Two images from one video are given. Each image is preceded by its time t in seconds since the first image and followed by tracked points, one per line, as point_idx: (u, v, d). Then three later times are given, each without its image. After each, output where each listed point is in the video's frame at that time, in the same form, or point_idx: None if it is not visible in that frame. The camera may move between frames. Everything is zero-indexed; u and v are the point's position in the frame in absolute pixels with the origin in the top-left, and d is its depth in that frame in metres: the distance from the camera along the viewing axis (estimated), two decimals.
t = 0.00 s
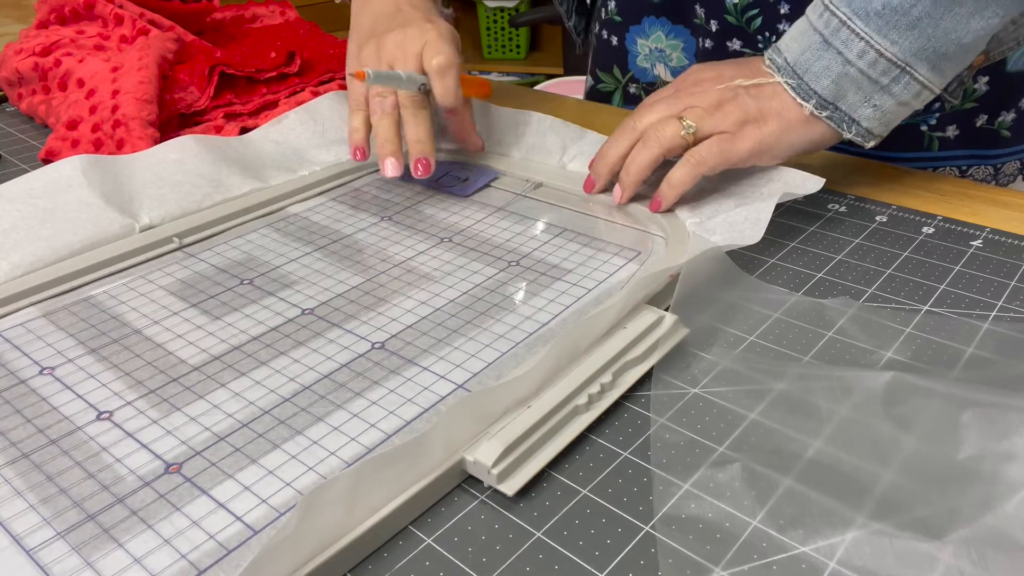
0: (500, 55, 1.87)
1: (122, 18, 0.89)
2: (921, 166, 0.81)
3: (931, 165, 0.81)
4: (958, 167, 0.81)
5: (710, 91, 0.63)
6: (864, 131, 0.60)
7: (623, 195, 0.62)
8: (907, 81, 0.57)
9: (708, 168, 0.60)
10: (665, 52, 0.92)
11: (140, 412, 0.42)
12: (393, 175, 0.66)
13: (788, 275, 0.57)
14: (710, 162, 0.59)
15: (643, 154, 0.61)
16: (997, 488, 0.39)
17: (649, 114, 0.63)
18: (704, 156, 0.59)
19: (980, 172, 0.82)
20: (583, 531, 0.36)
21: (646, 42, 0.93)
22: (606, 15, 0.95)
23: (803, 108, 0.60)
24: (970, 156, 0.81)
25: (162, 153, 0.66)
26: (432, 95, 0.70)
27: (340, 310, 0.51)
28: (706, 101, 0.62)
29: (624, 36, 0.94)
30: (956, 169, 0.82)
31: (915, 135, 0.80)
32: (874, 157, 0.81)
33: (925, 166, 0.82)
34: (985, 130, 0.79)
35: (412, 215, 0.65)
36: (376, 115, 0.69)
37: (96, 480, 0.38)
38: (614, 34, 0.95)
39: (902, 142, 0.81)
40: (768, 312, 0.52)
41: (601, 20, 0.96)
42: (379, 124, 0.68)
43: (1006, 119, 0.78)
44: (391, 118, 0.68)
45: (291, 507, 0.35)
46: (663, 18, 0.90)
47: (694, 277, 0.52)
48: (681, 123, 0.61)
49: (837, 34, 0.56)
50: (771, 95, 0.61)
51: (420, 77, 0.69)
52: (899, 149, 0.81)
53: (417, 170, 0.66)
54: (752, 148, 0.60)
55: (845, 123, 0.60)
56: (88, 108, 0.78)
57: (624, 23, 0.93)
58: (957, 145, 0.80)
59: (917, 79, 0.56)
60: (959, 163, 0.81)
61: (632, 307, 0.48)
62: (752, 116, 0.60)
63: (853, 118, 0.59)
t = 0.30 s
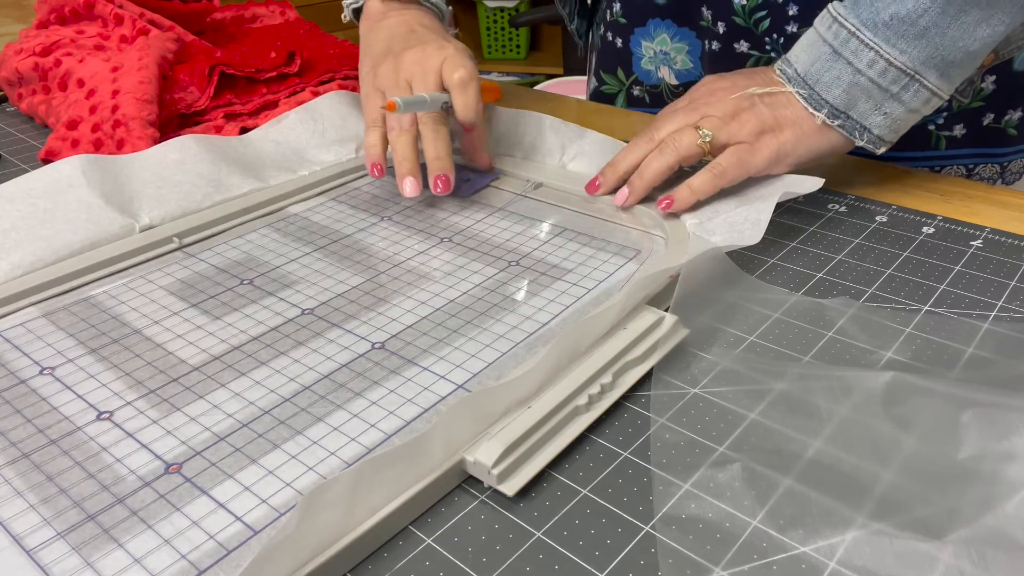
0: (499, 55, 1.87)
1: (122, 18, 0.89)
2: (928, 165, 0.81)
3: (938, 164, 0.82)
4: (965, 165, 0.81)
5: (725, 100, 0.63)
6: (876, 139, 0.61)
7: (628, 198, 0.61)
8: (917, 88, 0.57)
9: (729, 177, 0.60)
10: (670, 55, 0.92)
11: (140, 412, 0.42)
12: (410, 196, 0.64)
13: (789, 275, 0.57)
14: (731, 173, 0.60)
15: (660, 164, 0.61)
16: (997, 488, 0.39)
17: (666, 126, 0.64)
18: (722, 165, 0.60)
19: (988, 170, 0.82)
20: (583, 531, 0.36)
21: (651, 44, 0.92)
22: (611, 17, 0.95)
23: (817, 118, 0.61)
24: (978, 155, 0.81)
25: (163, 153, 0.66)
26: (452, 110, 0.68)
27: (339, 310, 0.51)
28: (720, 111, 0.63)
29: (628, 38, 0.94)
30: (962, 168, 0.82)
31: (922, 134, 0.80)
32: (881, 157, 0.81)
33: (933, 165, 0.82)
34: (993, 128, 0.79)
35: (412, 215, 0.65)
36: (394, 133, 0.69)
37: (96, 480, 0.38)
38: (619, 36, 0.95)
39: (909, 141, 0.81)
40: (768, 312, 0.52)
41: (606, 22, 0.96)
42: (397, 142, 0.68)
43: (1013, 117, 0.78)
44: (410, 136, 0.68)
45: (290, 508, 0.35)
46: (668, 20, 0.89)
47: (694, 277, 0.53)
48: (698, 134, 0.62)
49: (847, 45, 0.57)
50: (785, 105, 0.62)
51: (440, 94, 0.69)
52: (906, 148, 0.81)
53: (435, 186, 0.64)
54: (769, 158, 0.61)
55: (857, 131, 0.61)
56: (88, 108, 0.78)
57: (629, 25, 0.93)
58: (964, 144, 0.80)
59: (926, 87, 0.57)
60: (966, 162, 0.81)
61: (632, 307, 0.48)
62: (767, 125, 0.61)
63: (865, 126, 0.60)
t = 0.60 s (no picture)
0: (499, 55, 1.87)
1: (122, 18, 0.89)
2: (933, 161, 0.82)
3: (943, 159, 0.82)
4: (969, 161, 0.82)
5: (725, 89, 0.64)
6: (874, 129, 0.60)
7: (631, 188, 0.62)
8: (914, 78, 0.57)
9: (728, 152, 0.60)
10: (675, 54, 0.92)
11: (134, 416, 0.42)
12: (454, 206, 0.65)
13: (790, 275, 0.57)
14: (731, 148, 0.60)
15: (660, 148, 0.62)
16: (997, 488, 0.39)
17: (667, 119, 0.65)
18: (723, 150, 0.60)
19: (991, 165, 0.82)
20: (583, 531, 0.36)
21: (655, 44, 0.93)
22: (615, 16, 0.95)
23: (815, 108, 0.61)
24: (981, 151, 0.81)
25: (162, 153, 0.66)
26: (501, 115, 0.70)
27: (337, 312, 0.51)
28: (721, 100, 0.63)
29: (632, 37, 0.94)
30: (966, 163, 0.82)
31: (927, 130, 0.80)
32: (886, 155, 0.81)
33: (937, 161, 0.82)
34: (996, 124, 0.79)
35: (413, 215, 0.65)
36: (440, 139, 0.68)
37: (90, 484, 0.38)
38: (622, 35, 0.95)
39: (914, 138, 0.81)
40: (768, 312, 0.52)
41: (610, 21, 0.96)
42: (443, 151, 0.68)
43: (1016, 113, 0.78)
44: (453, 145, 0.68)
45: (286, 511, 0.35)
46: (674, 19, 0.90)
47: (694, 277, 0.53)
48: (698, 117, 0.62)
49: (842, 34, 0.57)
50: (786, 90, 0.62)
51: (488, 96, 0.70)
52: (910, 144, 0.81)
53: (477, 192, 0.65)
54: (771, 141, 0.61)
55: (856, 122, 0.60)
56: (88, 108, 0.78)
57: (633, 24, 0.93)
58: (968, 139, 0.80)
59: (924, 76, 0.57)
60: (969, 157, 0.82)
61: (632, 307, 0.48)
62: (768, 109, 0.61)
63: (862, 116, 0.60)
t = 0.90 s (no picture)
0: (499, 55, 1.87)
1: (122, 18, 0.89)
2: (931, 160, 0.82)
3: (941, 158, 0.82)
4: (967, 159, 0.81)
5: (728, 104, 0.65)
6: (878, 130, 0.60)
7: (630, 202, 0.61)
8: (915, 78, 0.56)
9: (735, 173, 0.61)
10: (674, 55, 0.92)
11: (134, 415, 0.42)
12: (418, 209, 0.65)
13: (790, 276, 0.57)
14: (736, 166, 0.61)
15: (665, 166, 0.62)
16: (996, 488, 0.39)
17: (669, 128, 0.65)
18: (728, 167, 0.61)
19: (988, 163, 0.82)
20: (583, 531, 0.36)
21: (655, 44, 0.92)
22: (618, 16, 0.95)
23: (816, 112, 0.61)
24: (979, 149, 0.81)
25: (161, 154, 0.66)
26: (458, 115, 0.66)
27: (337, 311, 0.51)
28: (724, 115, 0.64)
29: (633, 37, 0.94)
30: (964, 162, 0.82)
31: (926, 129, 0.80)
32: (885, 154, 0.81)
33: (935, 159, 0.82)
34: (994, 122, 0.79)
35: (412, 215, 0.65)
36: (411, 142, 0.69)
37: (90, 484, 0.38)
38: (624, 35, 0.94)
39: (913, 136, 0.81)
40: (768, 312, 0.52)
41: (613, 21, 0.96)
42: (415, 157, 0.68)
43: (1014, 111, 0.78)
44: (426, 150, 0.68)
45: (287, 511, 0.35)
46: (674, 20, 0.89)
47: (694, 277, 0.53)
48: (703, 140, 0.63)
49: (842, 37, 0.57)
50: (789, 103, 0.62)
51: (444, 97, 0.67)
52: (910, 143, 0.81)
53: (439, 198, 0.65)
54: (775, 158, 0.62)
55: (859, 124, 0.60)
56: (88, 108, 0.78)
57: (634, 24, 0.93)
58: (967, 138, 0.80)
59: (925, 75, 0.56)
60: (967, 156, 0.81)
61: (632, 308, 0.48)
62: (772, 124, 0.62)
63: (865, 118, 0.59)
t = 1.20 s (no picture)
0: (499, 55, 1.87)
1: (122, 19, 0.90)
2: (928, 159, 0.81)
3: (938, 157, 0.81)
4: (964, 159, 0.81)
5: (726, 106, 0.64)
6: (875, 120, 0.59)
7: (630, 208, 0.61)
8: (914, 67, 0.56)
9: (739, 184, 0.60)
10: (672, 56, 0.92)
11: (133, 411, 0.42)
12: (425, 207, 0.65)
13: (789, 275, 0.57)
14: (738, 171, 0.60)
15: (665, 174, 0.62)
16: (996, 488, 0.39)
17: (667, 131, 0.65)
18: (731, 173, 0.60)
19: (986, 163, 0.82)
20: (583, 531, 0.36)
21: (654, 44, 0.92)
22: (619, 15, 0.95)
23: (813, 99, 0.60)
24: (978, 149, 0.81)
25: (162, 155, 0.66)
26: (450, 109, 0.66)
27: (336, 309, 0.51)
28: (721, 116, 0.63)
29: (632, 36, 0.94)
30: (962, 161, 0.82)
31: (923, 128, 0.80)
32: (883, 154, 0.81)
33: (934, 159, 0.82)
34: (992, 122, 0.79)
35: (412, 215, 0.65)
36: (415, 143, 0.69)
37: (89, 480, 0.38)
38: (623, 34, 0.95)
39: (910, 135, 0.81)
40: (768, 312, 0.52)
41: (615, 20, 0.96)
42: (415, 154, 0.69)
43: (1012, 111, 0.78)
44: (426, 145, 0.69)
45: (286, 509, 0.35)
46: (673, 20, 0.89)
47: (694, 277, 0.52)
48: (704, 146, 0.62)
49: (841, 24, 0.56)
50: (788, 98, 0.62)
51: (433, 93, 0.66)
52: (908, 143, 0.81)
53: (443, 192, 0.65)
54: (776, 157, 0.61)
55: (856, 112, 0.59)
56: (88, 108, 0.78)
57: (634, 24, 0.93)
58: (964, 137, 0.80)
59: (924, 65, 0.56)
60: (965, 155, 0.81)
61: (632, 308, 0.48)
62: (772, 123, 0.62)
63: (863, 107, 0.59)
